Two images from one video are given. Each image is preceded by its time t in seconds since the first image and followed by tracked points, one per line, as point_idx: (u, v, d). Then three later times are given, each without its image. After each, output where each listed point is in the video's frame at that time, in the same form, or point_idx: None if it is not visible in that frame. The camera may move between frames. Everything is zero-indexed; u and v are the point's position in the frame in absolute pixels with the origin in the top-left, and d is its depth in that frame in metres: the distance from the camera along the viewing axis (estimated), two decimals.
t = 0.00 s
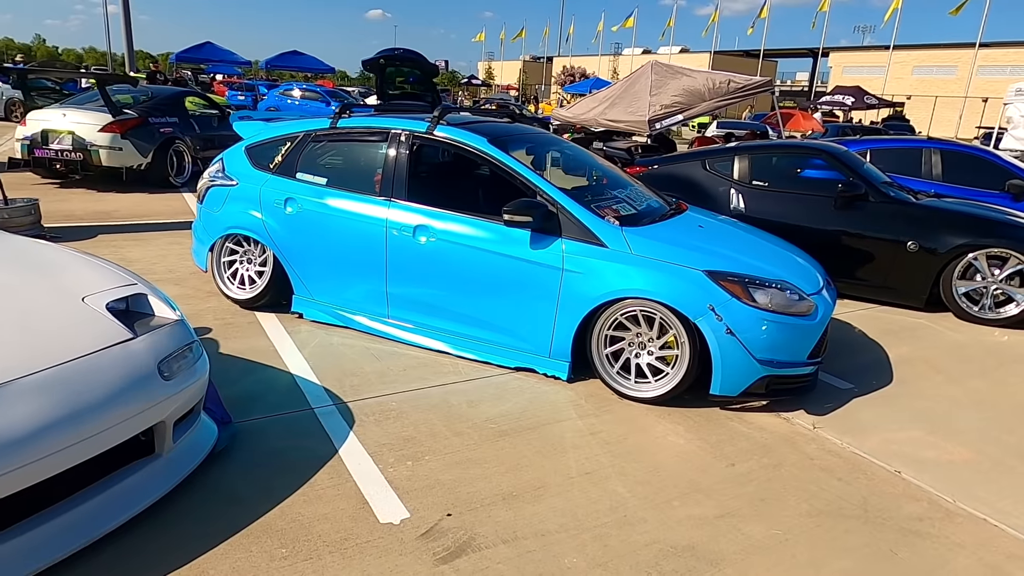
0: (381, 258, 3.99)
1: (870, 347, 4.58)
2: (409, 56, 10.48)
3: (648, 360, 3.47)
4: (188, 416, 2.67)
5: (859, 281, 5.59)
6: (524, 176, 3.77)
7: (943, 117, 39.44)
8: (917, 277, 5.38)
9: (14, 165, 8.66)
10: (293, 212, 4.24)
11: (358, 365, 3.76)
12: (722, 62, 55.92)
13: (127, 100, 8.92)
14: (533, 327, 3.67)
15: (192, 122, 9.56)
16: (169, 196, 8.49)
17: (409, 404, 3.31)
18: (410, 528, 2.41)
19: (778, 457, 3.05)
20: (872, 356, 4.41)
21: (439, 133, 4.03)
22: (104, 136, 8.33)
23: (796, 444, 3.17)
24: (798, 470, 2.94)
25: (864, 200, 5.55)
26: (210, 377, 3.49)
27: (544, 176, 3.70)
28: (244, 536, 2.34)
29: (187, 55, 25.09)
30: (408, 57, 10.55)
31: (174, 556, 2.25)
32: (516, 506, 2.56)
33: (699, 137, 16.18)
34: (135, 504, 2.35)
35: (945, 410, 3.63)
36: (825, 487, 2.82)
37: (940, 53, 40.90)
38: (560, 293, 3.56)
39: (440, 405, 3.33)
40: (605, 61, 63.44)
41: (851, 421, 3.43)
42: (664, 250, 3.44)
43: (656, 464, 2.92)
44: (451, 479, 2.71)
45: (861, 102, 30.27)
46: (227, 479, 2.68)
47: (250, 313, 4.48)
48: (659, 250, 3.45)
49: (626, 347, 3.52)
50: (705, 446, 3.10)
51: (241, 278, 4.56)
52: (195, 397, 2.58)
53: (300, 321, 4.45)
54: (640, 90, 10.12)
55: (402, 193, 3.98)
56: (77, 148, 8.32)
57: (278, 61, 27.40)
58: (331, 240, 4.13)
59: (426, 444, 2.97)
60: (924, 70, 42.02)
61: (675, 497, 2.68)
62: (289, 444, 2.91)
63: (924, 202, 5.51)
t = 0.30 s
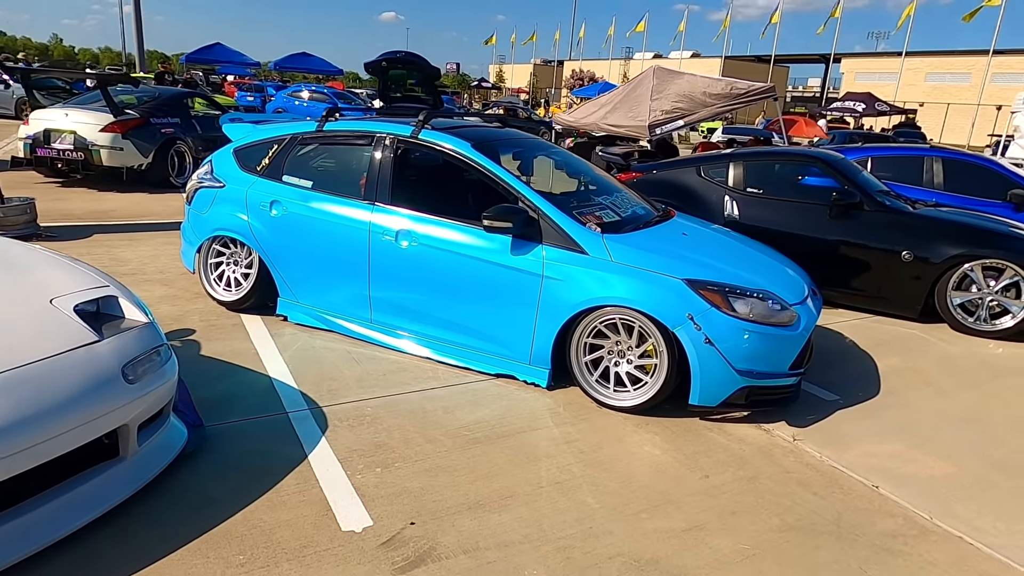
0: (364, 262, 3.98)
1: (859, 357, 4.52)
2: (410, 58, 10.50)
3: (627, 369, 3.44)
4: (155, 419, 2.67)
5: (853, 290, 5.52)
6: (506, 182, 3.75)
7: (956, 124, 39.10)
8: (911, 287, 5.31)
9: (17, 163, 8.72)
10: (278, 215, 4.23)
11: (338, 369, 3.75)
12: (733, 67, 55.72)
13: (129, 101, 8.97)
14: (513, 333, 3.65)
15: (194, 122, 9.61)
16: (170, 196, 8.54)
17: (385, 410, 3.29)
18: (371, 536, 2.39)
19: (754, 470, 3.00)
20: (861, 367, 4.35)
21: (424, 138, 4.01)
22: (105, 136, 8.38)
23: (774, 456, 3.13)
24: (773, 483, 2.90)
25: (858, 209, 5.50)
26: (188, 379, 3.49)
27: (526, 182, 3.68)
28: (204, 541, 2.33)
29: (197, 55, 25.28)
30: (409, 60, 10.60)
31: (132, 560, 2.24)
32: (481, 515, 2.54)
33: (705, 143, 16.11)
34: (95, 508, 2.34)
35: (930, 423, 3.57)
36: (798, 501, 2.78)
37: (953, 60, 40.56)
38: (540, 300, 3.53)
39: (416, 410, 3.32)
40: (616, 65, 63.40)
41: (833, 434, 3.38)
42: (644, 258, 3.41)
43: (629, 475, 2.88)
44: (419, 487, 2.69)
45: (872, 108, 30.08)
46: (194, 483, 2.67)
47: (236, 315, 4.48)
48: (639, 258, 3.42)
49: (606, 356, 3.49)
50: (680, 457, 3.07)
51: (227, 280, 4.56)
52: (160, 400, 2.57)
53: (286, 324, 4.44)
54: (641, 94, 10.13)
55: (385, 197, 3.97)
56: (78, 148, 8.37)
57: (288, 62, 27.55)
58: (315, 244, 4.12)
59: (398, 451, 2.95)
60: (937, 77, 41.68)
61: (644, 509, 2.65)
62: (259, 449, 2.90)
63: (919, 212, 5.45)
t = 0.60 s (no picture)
0: (358, 267, 3.95)
1: (865, 367, 4.41)
2: (419, 63, 10.48)
3: (621, 377, 3.37)
4: (136, 425, 2.64)
5: (861, 298, 5.41)
6: (501, 186, 3.71)
7: (975, 130, 38.55)
8: (920, 295, 5.18)
9: (28, 167, 8.80)
10: (274, 219, 4.22)
11: (330, 375, 3.71)
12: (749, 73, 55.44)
13: (139, 105, 9.04)
14: (506, 340, 3.60)
15: (203, 127, 9.67)
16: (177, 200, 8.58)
17: (374, 417, 3.25)
18: (350, 547, 2.34)
19: (749, 482, 2.92)
20: (866, 377, 4.25)
21: (419, 141, 3.98)
22: (114, 140, 8.43)
23: (770, 469, 3.04)
24: (769, 497, 2.82)
25: (866, 214, 5.40)
26: (178, 384, 3.47)
27: (520, 187, 3.63)
28: (181, 550, 2.29)
29: (213, 60, 25.56)
30: (417, 65, 10.57)
31: (105, 568, 2.20)
32: (465, 527, 2.48)
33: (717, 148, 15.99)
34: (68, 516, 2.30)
35: (935, 436, 3.47)
36: (794, 516, 2.69)
37: (973, 65, 40.02)
38: (533, 306, 3.48)
39: (405, 418, 3.27)
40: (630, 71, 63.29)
41: (833, 446, 3.29)
42: (638, 264, 3.34)
43: (619, 487, 2.81)
44: (403, 497, 2.64)
45: (889, 114, 29.77)
46: (175, 490, 2.64)
47: (232, 319, 4.46)
48: (634, 264, 3.35)
49: (600, 363, 3.42)
50: (673, 468, 2.99)
51: (224, 284, 4.55)
52: (140, 408, 2.54)
53: (281, 329, 4.42)
54: (650, 97, 10.05)
55: (380, 201, 3.93)
56: (88, 152, 8.43)
57: (301, 67, 27.71)
58: (310, 248, 4.10)
59: (384, 460, 2.90)
60: (956, 82, 41.15)
61: (633, 522, 2.57)
62: (243, 456, 2.86)
63: (929, 219, 5.34)
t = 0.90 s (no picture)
0: (355, 277, 3.85)
1: (884, 385, 4.22)
2: (433, 69, 10.44)
3: (623, 395, 3.22)
4: (113, 439, 2.55)
5: (881, 312, 5.20)
6: (501, 194, 3.58)
7: (1005, 138, 37.71)
8: (944, 310, 4.96)
9: (44, 172, 8.88)
10: (273, 226, 4.14)
11: (324, 387, 3.61)
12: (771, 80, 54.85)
13: (154, 112, 9.11)
14: (505, 354, 3.47)
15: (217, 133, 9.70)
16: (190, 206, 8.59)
17: (365, 433, 3.14)
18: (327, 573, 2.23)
19: (755, 509, 2.76)
20: (885, 396, 4.05)
21: (419, 148, 3.87)
22: (129, 146, 8.48)
23: (779, 495, 2.88)
24: (776, 526, 2.65)
25: (886, 225, 5.20)
26: (168, 395, 3.39)
27: (520, 195, 3.51)
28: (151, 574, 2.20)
29: (235, 68, 25.92)
30: (431, 71, 10.56)
31: None
32: (450, 553, 2.35)
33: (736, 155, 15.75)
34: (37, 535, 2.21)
35: (958, 460, 3.27)
36: (802, 548, 2.53)
37: (1002, 72, 39.20)
38: (532, 319, 3.35)
39: (397, 434, 3.15)
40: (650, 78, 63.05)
41: (847, 471, 3.11)
42: (642, 276, 3.20)
43: (616, 512, 2.67)
44: (388, 519, 2.52)
45: (915, 121, 29.22)
46: (152, 508, 2.54)
47: (230, 328, 4.39)
48: (637, 276, 3.21)
49: (601, 380, 3.27)
50: (675, 493, 2.84)
51: (223, 292, 4.48)
52: (116, 422, 2.45)
53: (280, 338, 4.33)
54: (666, 105, 9.93)
55: (378, 209, 3.82)
56: (102, 157, 8.48)
57: (321, 75, 27.94)
58: (308, 256, 4.01)
59: (372, 479, 2.78)
60: (985, 89, 40.32)
61: (629, 552, 2.43)
62: (226, 473, 2.77)
63: (952, 230, 5.13)
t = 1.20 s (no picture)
0: (357, 287, 3.82)
1: (904, 405, 4.05)
2: (452, 79, 10.46)
3: (624, 412, 3.13)
4: (102, 451, 2.53)
5: (903, 328, 5.01)
6: (504, 205, 3.53)
7: None
8: (970, 326, 4.76)
9: (71, 180, 9.06)
10: (278, 235, 4.13)
11: (324, 399, 3.57)
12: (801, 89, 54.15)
13: (177, 121, 9.25)
14: (505, 367, 3.40)
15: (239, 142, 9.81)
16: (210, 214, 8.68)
17: (359, 447, 3.09)
18: None
19: (758, 535, 2.64)
20: (903, 416, 3.88)
21: (422, 158, 3.82)
22: (152, 155, 8.60)
23: (784, 520, 2.75)
24: (779, 554, 2.53)
25: (909, 238, 5.04)
26: (167, 405, 3.39)
27: (522, 206, 3.44)
28: None
29: (263, 78, 26.33)
30: (450, 80, 10.56)
31: None
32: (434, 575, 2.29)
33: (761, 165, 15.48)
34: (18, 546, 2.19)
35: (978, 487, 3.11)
36: None
37: None
38: (533, 333, 3.28)
39: (392, 448, 3.10)
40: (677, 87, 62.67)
41: (859, 496, 2.97)
42: (645, 290, 3.11)
43: (610, 535, 2.57)
44: (375, 538, 2.46)
45: (950, 130, 28.53)
46: (139, 520, 2.52)
47: (236, 337, 4.39)
48: (640, 290, 3.12)
49: (602, 396, 3.18)
50: (675, 516, 2.73)
51: (230, 300, 4.48)
52: (103, 432, 2.43)
53: (284, 348, 4.31)
54: (686, 114, 9.81)
55: (381, 219, 3.79)
56: (126, 165, 8.62)
57: (347, 84, 28.25)
58: (311, 266, 3.99)
59: (362, 495, 2.73)
60: None
61: None
62: (215, 485, 2.74)
63: (978, 243, 4.94)
